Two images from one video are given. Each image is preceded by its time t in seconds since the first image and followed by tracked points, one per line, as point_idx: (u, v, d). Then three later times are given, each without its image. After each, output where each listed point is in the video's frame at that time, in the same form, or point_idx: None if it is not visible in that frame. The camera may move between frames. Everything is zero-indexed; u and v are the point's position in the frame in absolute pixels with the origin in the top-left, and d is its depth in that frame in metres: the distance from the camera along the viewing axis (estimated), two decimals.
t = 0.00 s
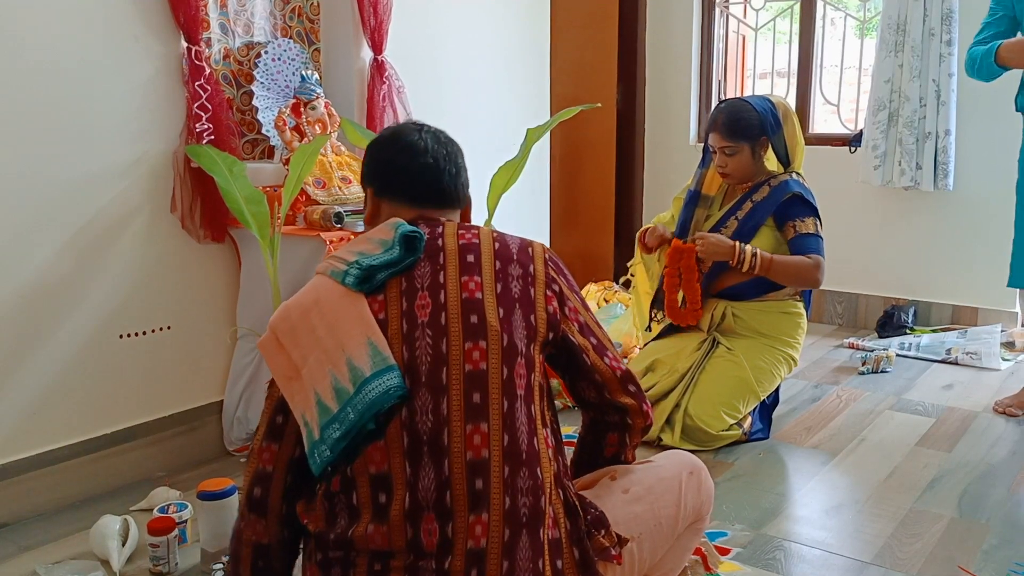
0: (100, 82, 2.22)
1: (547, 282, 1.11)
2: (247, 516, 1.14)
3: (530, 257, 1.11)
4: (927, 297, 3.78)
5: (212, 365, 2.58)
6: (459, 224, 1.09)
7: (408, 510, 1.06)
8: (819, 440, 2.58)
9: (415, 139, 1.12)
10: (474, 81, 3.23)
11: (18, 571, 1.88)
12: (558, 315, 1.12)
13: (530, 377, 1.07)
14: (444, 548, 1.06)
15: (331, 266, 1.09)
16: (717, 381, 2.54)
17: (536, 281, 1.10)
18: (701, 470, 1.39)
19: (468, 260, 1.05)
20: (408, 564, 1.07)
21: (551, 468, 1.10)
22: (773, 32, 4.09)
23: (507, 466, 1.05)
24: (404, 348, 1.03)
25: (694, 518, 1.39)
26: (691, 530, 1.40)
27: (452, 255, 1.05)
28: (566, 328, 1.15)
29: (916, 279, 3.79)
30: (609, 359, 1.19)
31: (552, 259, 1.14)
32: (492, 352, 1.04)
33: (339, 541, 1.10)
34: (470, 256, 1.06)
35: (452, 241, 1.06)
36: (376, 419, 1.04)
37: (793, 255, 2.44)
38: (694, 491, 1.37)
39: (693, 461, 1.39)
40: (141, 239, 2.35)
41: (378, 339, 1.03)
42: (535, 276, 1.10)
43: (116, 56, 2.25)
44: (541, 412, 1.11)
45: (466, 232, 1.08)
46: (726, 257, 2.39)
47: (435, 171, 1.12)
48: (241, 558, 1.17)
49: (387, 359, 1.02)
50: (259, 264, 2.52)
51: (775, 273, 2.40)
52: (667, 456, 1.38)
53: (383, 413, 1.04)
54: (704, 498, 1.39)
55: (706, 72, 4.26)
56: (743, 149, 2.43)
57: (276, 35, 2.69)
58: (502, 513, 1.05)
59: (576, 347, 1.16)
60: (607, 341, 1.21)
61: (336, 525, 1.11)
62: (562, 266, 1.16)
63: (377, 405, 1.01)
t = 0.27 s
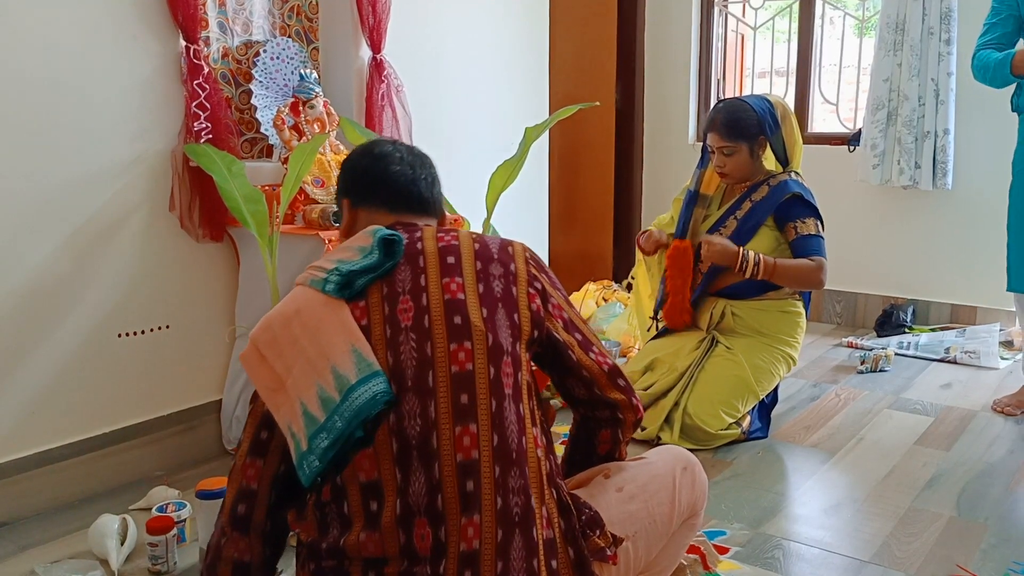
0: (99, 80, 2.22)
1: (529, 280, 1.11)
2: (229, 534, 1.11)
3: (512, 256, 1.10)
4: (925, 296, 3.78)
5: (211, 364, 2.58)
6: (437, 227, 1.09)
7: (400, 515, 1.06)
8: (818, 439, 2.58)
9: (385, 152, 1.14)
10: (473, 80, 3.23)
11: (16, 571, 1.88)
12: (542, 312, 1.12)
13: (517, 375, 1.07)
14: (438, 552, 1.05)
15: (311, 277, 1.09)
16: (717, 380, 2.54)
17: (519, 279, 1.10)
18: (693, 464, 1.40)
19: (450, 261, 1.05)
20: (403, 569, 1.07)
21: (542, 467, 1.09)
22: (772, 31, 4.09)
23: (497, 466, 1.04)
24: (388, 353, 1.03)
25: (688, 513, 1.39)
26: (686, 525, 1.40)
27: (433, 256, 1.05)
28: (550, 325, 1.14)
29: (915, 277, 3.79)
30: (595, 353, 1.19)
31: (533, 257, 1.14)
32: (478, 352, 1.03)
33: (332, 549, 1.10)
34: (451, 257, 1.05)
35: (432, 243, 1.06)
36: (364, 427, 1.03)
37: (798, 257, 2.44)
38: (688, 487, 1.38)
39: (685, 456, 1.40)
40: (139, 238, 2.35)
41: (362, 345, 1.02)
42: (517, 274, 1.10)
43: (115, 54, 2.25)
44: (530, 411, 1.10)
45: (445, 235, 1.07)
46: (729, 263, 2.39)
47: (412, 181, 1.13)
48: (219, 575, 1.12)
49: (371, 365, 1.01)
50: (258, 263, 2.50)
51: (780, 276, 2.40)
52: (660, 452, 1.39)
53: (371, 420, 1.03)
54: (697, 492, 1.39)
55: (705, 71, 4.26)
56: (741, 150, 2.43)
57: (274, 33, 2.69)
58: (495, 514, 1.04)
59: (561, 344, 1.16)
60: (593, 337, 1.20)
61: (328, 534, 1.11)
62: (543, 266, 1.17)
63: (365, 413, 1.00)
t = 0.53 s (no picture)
0: (97, 81, 2.22)
1: (497, 281, 1.11)
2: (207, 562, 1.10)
3: (478, 258, 1.10)
4: (923, 296, 3.78)
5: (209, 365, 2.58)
6: (400, 234, 1.09)
7: (379, 529, 1.07)
8: (816, 438, 2.58)
9: (339, 163, 1.14)
10: (471, 81, 3.23)
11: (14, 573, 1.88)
12: (513, 314, 1.11)
13: (491, 379, 1.06)
14: (420, 564, 1.06)
15: (271, 292, 1.07)
16: (717, 379, 2.53)
17: (487, 282, 1.09)
18: (676, 453, 1.38)
19: (414, 267, 1.05)
20: None
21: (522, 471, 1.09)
22: (770, 31, 4.09)
23: (475, 472, 1.04)
24: (358, 366, 1.03)
25: (675, 504, 1.37)
26: (673, 518, 1.39)
27: (398, 264, 1.05)
28: (520, 325, 1.12)
29: (912, 277, 3.79)
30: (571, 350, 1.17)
31: (501, 257, 1.13)
32: (449, 359, 1.03)
33: (313, 565, 1.10)
34: (415, 263, 1.05)
35: (395, 250, 1.06)
36: (338, 444, 1.03)
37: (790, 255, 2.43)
38: (672, 478, 1.36)
39: (667, 446, 1.38)
40: (136, 240, 2.35)
41: (330, 359, 1.02)
42: (485, 276, 1.09)
43: (112, 56, 2.24)
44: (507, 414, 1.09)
45: (409, 240, 1.07)
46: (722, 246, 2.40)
47: (371, 191, 1.14)
48: None
49: (341, 380, 1.01)
50: (258, 266, 2.51)
51: (770, 269, 2.39)
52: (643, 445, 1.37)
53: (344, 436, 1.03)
54: (683, 483, 1.38)
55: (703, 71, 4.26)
56: (737, 149, 2.43)
57: (272, 34, 2.69)
58: (475, 521, 1.03)
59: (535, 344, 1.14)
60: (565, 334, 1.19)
61: (311, 552, 1.11)
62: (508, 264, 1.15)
63: (337, 429, 1.01)
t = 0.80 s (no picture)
0: (94, 82, 2.22)
1: (464, 296, 1.10)
2: None
3: (446, 272, 1.09)
4: (922, 294, 3.79)
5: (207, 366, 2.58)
6: (365, 244, 1.07)
7: (335, 554, 1.06)
8: (814, 438, 2.58)
9: (307, 170, 1.14)
10: (469, 80, 3.23)
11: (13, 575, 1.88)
12: (477, 329, 1.11)
13: (453, 400, 1.07)
14: None
15: (230, 296, 1.05)
16: (715, 378, 2.53)
17: (453, 297, 1.09)
18: (631, 440, 1.36)
19: (379, 282, 1.04)
20: None
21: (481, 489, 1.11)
22: (767, 30, 4.09)
23: (435, 496, 1.06)
24: (317, 383, 1.02)
25: (636, 493, 1.36)
26: (637, 506, 1.37)
27: (362, 279, 1.04)
28: (487, 340, 1.13)
29: (910, 275, 3.80)
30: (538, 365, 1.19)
31: (468, 269, 1.13)
32: (411, 380, 1.04)
33: None
34: (380, 278, 1.04)
35: (360, 263, 1.04)
36: (293, 463, 1.04)
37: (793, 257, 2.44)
38: (626, 467, 1.35)
39: (620, 434, 1.36)
40: (134, 241, 2.34)
41: (288, 375, 1.01)
42: (451, 292, 1.09)
43: (110, 57, 2.24)
44: (468, 434, 1.12)
45: (375, 251, 1.06)
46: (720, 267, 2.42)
47: (340, 200, 1.14)
48: None
49: (299, 398, 1.00)
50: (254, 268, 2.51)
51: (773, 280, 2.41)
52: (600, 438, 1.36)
53: (299, 453, 1.02)
54: (643, 470, 1.36)
55: (701, 70, 4.26)
56: (735, 149, 2.43)
57: (269, 35, 2.69)
58: (433, 546, 1.06)
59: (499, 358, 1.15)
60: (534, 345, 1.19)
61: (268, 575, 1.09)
62: (477, 274, 1.15)
63: (294, 446, 1.01)
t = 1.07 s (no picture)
0: (89, 84, 2.21)
1: (421, 309, 1.06)
2: None
3: (402, 284, 1.06)
4: (917, 293, 3.79)
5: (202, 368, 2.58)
6: (325, 253, 1.09)
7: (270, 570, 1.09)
8: (810, 437, 2.58)
9: (270, 172, 1.15)
10: (465, 81, 3.23)
11: None
12: (436, 345, 1.06)
13: (400, 421, 1.05)
14: None
15: (186, 299, 1.09)
16: (711, 377, 2.54)
17: (408, 312, 1.05)
18: (584, 435, 1.30)
19: (328, 296, 1.05)
20: None
21: (432, 513, 1.09)
22: (763, 30, 4.10)
23: (372, 522, 1.05)
24: (256, 402, 1.04)
25: (595, 489, 1.31)
26: (598, 502, 1.32)
27: (311, 294, 1.05)
28: (444, 357, 1.08)
29: (906, 274, 3.80)
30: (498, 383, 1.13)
31: (428, 278, 1.09)
32: (350, 402, 1.03)
33: None
34: (330, 291, 1.05)
35: (314, 274, 1.06)
36: (228, 482, 1.06)
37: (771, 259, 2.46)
38: (581, 465, 1.30)
39: (574, 429, 1.30)
40: (130, 242, 2.34)
41: (227, 391, 1.03)
42: (406, 306, 1.05)
43: (105, 58, 2.24)
44: (418, 454, 1.07)
45: (331, 261, 1.07)
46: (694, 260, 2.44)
47: (303, 195, 1.15)
48: None
49: (236, 415, 1.02)
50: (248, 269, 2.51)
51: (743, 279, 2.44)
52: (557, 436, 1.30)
53: (234, 470, 1.05)
54: (599, 463, 1.30)
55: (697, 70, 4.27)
56: (731, 149, 2.44)
57: (263, 36, 2.69)
58: (370, 567, 1.07)
59: (457, 376, 1.09)
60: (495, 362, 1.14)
61: None
62: (439, 282, 1.11)
63: (227, 463, 1.03)
